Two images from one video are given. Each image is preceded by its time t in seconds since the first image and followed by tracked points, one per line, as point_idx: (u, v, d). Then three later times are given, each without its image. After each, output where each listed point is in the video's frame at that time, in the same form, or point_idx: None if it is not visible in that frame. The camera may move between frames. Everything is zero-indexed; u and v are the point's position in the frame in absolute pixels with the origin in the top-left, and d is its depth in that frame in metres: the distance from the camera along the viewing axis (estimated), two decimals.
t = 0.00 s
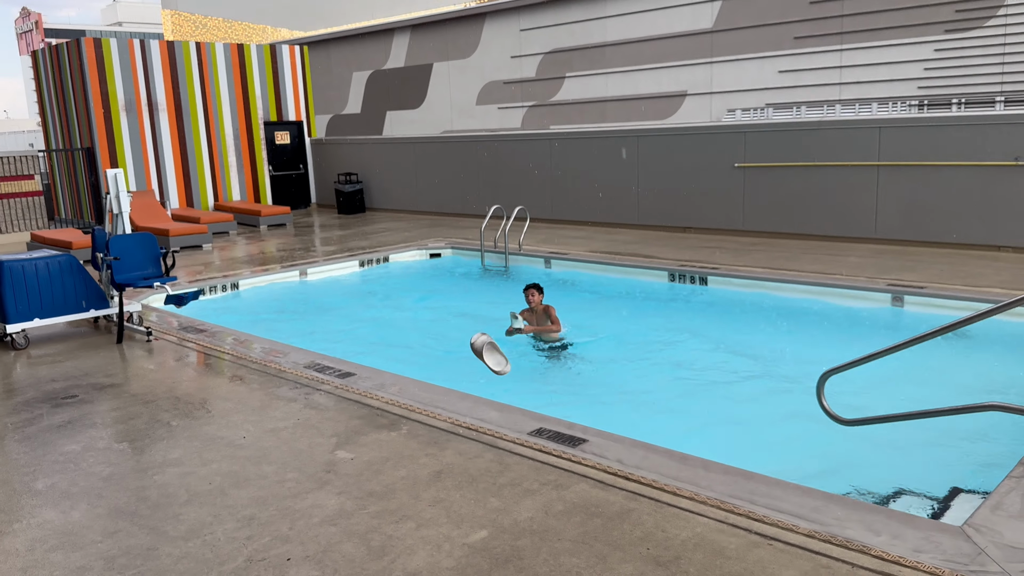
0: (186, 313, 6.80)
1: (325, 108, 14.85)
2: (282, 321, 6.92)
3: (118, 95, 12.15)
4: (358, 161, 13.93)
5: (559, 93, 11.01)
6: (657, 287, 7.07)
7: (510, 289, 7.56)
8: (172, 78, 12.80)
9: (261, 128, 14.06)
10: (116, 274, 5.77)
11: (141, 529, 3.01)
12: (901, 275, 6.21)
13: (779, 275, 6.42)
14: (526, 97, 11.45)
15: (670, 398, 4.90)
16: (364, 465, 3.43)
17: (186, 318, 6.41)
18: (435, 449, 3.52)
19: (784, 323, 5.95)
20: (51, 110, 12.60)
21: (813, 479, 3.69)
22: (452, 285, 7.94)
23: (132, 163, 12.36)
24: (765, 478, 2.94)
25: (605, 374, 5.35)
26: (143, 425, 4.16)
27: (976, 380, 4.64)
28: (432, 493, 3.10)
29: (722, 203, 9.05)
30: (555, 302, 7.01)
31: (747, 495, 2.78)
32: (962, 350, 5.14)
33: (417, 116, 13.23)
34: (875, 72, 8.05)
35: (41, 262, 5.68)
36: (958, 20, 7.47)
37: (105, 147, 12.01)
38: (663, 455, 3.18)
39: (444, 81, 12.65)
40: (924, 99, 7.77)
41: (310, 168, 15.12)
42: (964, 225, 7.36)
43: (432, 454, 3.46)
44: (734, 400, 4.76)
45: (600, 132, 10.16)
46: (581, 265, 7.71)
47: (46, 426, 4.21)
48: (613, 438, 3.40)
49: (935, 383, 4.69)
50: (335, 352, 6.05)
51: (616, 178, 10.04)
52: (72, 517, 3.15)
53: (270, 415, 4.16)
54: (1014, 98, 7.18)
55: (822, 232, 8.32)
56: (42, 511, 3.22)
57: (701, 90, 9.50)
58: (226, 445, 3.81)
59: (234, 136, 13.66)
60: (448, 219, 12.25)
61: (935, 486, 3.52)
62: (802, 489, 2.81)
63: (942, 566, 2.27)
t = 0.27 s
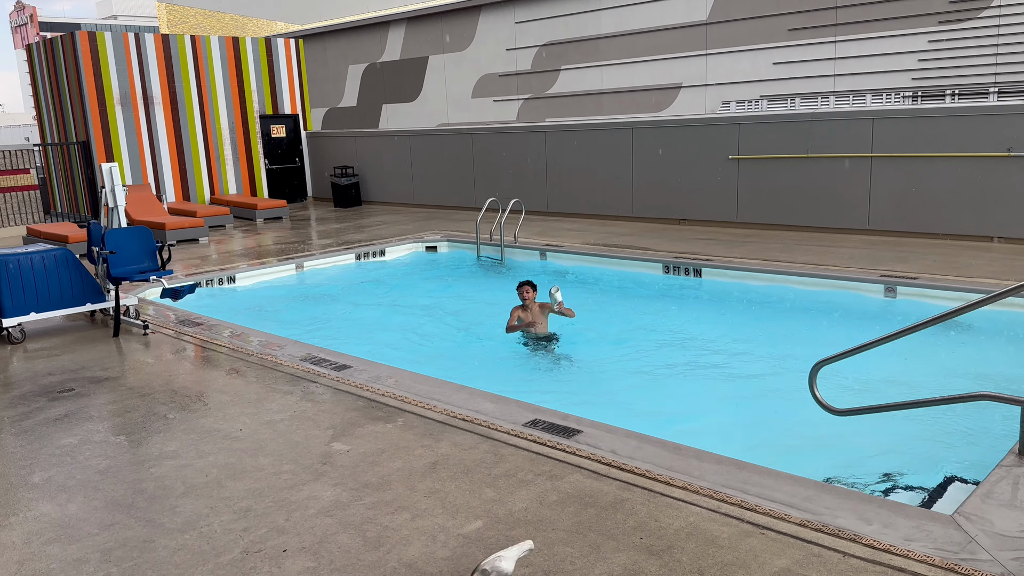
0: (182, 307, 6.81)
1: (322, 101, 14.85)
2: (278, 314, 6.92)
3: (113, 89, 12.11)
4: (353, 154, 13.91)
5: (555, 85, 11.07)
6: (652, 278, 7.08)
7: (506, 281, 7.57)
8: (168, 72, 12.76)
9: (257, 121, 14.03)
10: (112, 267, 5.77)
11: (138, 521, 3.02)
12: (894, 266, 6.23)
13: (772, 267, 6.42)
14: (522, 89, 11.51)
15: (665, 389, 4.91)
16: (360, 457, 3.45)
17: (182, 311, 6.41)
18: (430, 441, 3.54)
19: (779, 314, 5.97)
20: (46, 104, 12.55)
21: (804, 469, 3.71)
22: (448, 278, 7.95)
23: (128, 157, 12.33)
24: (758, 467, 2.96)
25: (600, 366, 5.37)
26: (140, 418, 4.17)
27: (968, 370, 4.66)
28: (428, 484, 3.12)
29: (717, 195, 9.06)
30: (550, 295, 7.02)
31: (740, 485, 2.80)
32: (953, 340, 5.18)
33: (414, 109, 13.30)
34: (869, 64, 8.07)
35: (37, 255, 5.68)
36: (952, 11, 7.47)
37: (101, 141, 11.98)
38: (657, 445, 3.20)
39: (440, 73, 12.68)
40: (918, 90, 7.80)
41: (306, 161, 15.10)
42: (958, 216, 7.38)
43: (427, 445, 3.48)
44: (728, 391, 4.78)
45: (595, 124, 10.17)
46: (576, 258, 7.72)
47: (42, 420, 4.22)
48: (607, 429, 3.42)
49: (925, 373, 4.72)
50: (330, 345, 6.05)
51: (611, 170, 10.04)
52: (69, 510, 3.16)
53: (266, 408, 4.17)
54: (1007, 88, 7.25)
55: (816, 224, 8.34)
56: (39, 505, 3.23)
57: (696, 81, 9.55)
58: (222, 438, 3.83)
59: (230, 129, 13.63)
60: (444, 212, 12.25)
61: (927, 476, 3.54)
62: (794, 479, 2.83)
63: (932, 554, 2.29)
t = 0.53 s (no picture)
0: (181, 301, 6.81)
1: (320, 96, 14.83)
2: (277, 308, 6.93)
3: (111, 83, 12.07)
4: (352, 149, 13.90)
5: (554, 79, 11.05)
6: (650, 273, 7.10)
7: (505, 276, 7.57)
8: (166, 66, 12.72)
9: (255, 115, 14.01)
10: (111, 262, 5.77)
11: (138, 515, 3.03)
12: (893, 261, 6.24)
13: (771, 262, 6.45)
14: (521, 83, 11.50)
15: (664, 383, 4.92)
16: (359, 451, 3.45)
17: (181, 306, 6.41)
18: (429, 435, 3.54)
19: (777, 308, 5.98)
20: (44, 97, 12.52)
21: (800, 463, 3.72)
22: (447, 272, 7.95)
23: (126, 151, 12.30)
24: (756, 462, 2.96)
25: (599, 360, 5.38)
26: (139, 412, 4.17)
27: (965, 365, 4.68)
28: (427, 478, 3.12)
29: (716, 190, 9.06)
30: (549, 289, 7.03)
31: (738, 479, 2.81)
32: (951, 334, 5.19)
33: (413, 103, 13.27)
34: (868, 58, 8.07)
35: (36, 250, 5.68)
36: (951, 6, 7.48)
37: (99, 135, 11.95)
38: (656, 439, 3.21)
39: (439, 67, 12.65)
40: (917, 84, 7.80)
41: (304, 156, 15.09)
42: (956, 211, 7.39)
43: (426, 440, 3.49)
44: (727, 386, 4.79)
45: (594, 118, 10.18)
46: (575, 252, 7.73)
47: (41, 414, 4.22)
48: (605, 423, 3.43)
49: (923, 368, 4.73)
50: (329, 339, 6.06)
51: (610, 165, 10.04)
52: (68, 504, 3.17)
53: (266, 402, 4.18)
54: (1006, 82, 7.24)
55: (815, 218, 8.35)
56: (39, 499, 3.23)
57: (696, 76, 9.54)
58: (221, 432, 3.83)
59: (228, 123, 13.61)
60: (442, 206, 12.25)
61: (924, 470, 3.55)
62: (792, 473, 2.84)
63: (929, 548, 2.30)
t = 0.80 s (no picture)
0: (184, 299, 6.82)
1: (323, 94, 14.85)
2: (279, 306, 6.93)
3: (114, 81, 12.09)
4: (354, 147, 13.90)
5: (556, 78, 11.05)
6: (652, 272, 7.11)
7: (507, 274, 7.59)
8: (169, 64, 12.73)
9: (258, 113, 14.02)
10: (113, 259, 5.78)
11: (140, 511, 3.04)
12: (895, 261, 6.24)
13: (773, 261, 6.46)
14: (524, 82, 11.50)
15: (665, 381, 4.93)
16: (361, 449, 3.46)
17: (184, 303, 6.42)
18: (431, 433, 3.55)
19: (779, 307, 5.99)
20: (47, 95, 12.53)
21: (802, 463, 3.72)
22: (449, 270, 7.96)
23: (129, 148, 12.31)
24: (757, 461, 2.97)
25: (601, 359, 5.38)
26: (142, 409, 4.19)
27: (968, 365, 4.68)
28: (429, 476, 3.13)
29: (718, 189, 9.06)
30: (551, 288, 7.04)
31: (739, 478, 2.82)
32: (952, 334, 5.19)
33: (415, 102, 13.27)
34: (870, 58, 8.07)
35: (39, 247, 5.69)
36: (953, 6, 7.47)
37: (102, 132, 11.96)
38: (657, 438, 3.22)
39: (441, 65, 12.66)
40: (921, 84, 7.80)
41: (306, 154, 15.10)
42: (958, 211, 7.38)
43: (428, 438, 3.50)
44: (729, 384, 4.79)
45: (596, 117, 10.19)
46: (577, 251, 7.74)
47: (44, 410, 4.23)
48: (607, 422, 3.43)
49: (924, 367, 4.74)
50: (332, 336, 6.06)
51: (612, 164, 10.05)
52: (71, 501, 3.18)
53: (268, 399, 4.19)
54: (1009, 83, 7.24)
55: (817, 218, 8.35)
56: (42, 495, 3.24)
57: (698, 76, 9.54)
58: (224, 429, 3.84)
59: (231, 121, 13.62)
60: (444, 204, 12.26)
61: (925, 470, 3.56)
62: (793, 472, 2.84)
63: (931, 548, 2.30)
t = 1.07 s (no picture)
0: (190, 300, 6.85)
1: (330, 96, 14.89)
2: (285, 306, 6.96)
3: (122, 82, 12.13)
4: (360, 148, 13.94)
5: (562, 80, 11.06)
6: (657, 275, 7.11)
7: (513, 276, 7.60)
8: (176, 66, 12.77)
9: (265, 115, 14.06)
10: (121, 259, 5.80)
11: (147, 511, 3.05)
12: (901, 265, 6.23)
13: (779, 265, 6.46)
14: (530, 85, 11.51)
15: (671, 385, 4.93)
16: (367, 450, 3.47)
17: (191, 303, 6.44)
18: (436, 434, 3.56)
19: (784, 311, 5.98)
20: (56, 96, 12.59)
21: (808, 467, 3.72)
22: (455, 272, 7.98)
23: (137, 149, 12.35)
24: (762, 465, 2.97)
25: (607, 362, 5.39)
26: (148, 409, 4.20)
27: (973, 370, 4.67)
28: (434, 477, 3.14)
29: (723, 193, 9.07)
30: (557, 290, 7.05)
31: (744, 482, 2.82)
32: (958, 339, 5.18)
33: (421, 104, 13.29)
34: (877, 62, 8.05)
35: (47, 247, 5.72)
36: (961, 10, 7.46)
37: (110, 134, 12.01)
38: (663, 442, 3.22)
39: (447, 67, 12.68)
40: (928, 89, 7.78)
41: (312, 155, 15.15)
42: (964, 216, 7.37)
43: (433, 439, 3.50)
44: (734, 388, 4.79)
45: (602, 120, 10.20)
46: (582, 253, 7.75)
47: (52, 410, 4.25)
48: (612, 425, 3.44)
49: (930, 372, 4.73)
50: (338, 338, 6.08)
51: (617, 167, 10.06)
52: (78, 500, 3.19)
53: (274, 400, 4.20)
54: (1016, 87, 7.22)
55: (822, 221, 8.34)
56: (49, 494, 3.26)
57: (704, 79, 9.55)
58: (230, 429, 3.86)
59: (239, 123, 13.67)
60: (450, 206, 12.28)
61: (931, 475, 3.56)
62: (798, 476, 2.84)
63: (936, 553, 2.30)
